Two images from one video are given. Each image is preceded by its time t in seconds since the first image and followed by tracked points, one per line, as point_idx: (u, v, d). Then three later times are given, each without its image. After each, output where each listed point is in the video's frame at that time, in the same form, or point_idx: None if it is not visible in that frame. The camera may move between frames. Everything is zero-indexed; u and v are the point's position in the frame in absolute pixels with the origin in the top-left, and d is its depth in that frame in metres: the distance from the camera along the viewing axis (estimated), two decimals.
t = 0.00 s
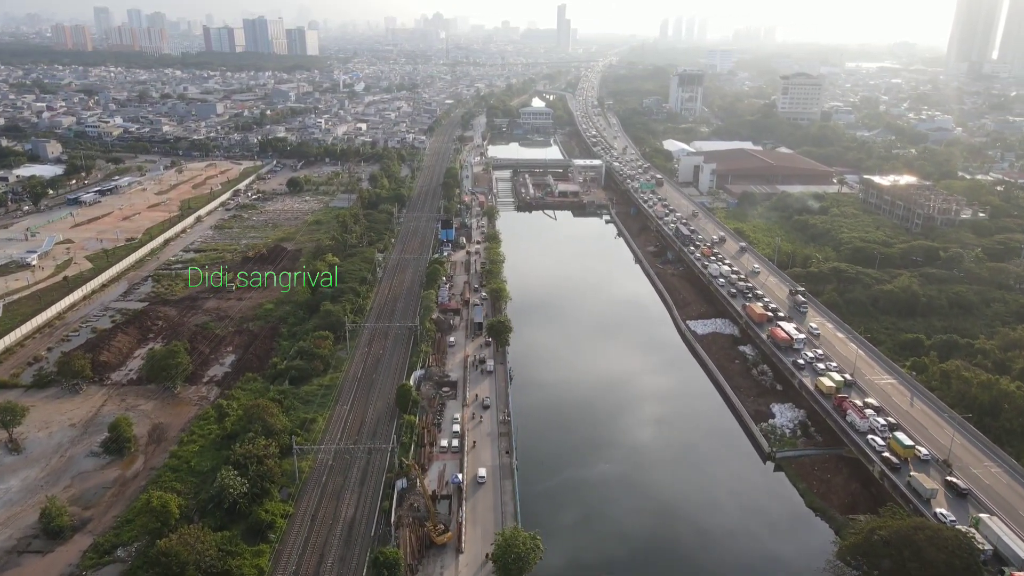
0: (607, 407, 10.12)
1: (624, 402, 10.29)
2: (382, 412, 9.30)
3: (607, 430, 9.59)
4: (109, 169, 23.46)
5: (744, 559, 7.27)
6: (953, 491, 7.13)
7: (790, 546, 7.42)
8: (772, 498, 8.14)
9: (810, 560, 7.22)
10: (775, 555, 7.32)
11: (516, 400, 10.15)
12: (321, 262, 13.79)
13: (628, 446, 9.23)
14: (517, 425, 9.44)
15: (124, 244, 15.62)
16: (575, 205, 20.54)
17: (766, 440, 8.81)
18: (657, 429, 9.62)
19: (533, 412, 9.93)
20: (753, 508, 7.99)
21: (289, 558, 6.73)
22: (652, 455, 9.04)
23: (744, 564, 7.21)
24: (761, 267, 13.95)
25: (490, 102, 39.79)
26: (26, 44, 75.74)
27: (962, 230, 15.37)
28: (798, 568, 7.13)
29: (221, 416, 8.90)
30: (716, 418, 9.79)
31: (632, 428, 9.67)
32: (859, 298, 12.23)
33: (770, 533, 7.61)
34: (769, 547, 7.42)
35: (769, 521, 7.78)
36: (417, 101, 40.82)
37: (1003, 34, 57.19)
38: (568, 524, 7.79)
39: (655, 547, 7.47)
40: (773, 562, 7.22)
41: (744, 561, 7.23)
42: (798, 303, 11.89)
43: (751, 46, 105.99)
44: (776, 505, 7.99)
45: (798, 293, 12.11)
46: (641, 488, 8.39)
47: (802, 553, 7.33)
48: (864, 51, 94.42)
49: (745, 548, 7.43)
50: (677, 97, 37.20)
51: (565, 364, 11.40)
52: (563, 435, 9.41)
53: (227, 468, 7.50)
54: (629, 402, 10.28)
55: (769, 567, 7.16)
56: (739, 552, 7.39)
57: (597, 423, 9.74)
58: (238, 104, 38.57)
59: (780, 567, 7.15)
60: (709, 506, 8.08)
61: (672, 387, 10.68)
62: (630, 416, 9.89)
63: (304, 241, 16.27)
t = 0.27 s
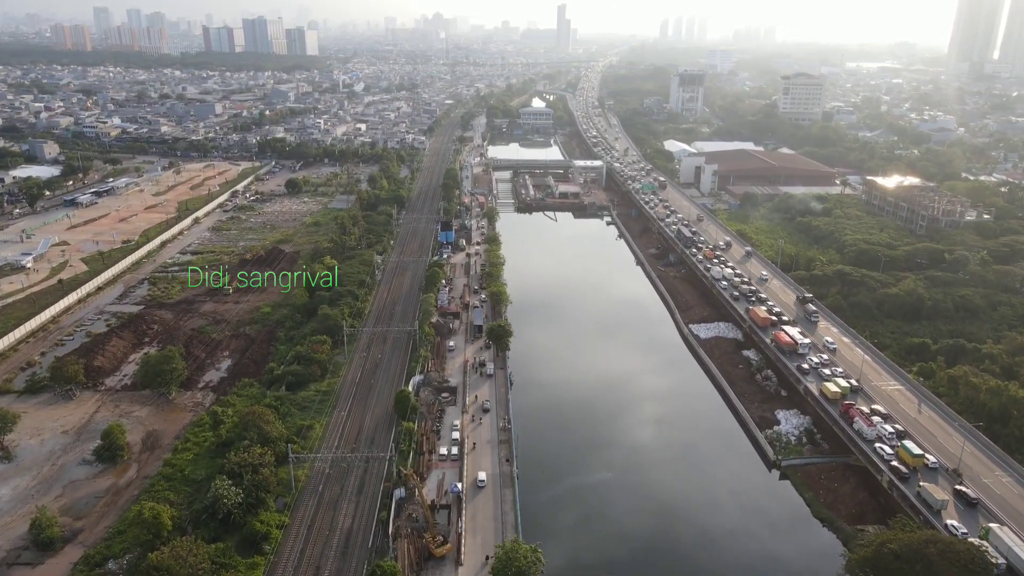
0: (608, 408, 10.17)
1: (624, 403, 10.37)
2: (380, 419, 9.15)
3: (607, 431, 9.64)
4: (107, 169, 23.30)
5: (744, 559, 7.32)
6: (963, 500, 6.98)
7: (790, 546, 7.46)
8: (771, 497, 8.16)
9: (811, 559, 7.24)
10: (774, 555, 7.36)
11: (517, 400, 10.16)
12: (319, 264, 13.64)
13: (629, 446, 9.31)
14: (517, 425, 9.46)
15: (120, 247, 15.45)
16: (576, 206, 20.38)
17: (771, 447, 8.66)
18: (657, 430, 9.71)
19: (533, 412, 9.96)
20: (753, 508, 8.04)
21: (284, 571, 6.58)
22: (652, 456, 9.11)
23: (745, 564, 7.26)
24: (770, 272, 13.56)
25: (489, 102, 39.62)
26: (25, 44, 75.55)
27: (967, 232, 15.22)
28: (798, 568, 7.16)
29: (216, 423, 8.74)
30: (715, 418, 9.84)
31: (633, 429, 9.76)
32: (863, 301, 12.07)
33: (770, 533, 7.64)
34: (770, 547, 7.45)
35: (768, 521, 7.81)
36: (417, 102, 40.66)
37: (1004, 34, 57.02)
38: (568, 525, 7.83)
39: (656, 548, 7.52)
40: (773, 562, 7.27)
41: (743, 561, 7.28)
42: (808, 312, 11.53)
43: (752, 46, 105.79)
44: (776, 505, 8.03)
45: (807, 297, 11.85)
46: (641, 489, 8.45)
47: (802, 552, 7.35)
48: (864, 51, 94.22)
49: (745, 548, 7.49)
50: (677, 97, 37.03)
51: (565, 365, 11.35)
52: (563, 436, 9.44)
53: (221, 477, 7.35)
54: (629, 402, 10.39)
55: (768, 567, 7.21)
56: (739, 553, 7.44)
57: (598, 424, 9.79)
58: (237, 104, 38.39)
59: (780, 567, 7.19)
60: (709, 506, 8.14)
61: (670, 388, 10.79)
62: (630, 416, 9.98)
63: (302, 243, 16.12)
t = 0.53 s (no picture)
0: (608, 409, 10.12)
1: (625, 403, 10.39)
2: (378, 426, 8.99)
3: (606, 432, 9.59)
4: (105, 170, 23.15)
5: (744, 559, 7.27)
6: (973, 510, 6.83)
7: (790, 547, 7.41)
8: (771, 499, 8.12)
9: (812, 560, 7.18)
10: (773, 554, 7.32)
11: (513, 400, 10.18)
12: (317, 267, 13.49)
13: (629, 447, 9.25)
14: (517, 426, 9.41)
15: (117, 249, 15.31)
16: (576, 208, 20.23)
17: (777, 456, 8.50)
18: (657, 430, 9.67)
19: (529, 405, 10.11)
20: (751, 508, 7.99)
21: None
22: (652, 456, 9.07)
23: (744, 564, 7.21)
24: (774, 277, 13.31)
25: (489, 103, 39.46)
26: (25, 44, 75.51)
27: (972, 234, 15.06)
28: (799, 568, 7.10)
29: (211, 431, 8.58)
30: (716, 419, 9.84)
31: (634, 429, 9.74)
32: (868, 305, 11.91)
33: (770, 533, 7.60)
34: (769, 547, 7.42)
35: (768, 520, 7.78)
36: (417, 102, 40.49)
37: (1005, 34, 56.86)
38: (567, 524, 7.79)
39: (655, 547, 7.46)
40: (772, 562, 7.22)
41: (743, 562, 7.23)
42: (819, 321, 11.17)
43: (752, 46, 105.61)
44: (774, 505, 8.01)
45: (817, 303, 11.60)
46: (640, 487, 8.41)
47: (802, 553, 7.30)
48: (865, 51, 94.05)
49: (745, 548, 7.44)
50: (678, 98, 36.86)
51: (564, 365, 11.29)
52: (563, 437, 9.41)
53: (215, 488, 7.20)
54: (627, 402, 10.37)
55: (768, 566, 7.16)
56: (739, 552, 7.39)
57: (597, 425, 9.75)
58: (236, 105, 38.21)
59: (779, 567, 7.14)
60: (707, 505, 8.09)
61: (670, 388, 10.74)
62: (631, 416, 9.94)
63: (300, 246, 15.96)
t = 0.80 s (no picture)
0: (609, 412, 10.27)
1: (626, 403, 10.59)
2: (376, 433, 8.84)
3: (606, 434, 9.71)
4: (102, 171, 23.00)
5: (744, 563, 7.33)
6: (984, 521, 6.68)
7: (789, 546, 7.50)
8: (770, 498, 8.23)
9: (812, 559, 7.24)
10: (771, 553, 7.43)
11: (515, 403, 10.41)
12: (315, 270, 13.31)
13: (629, 448, 9.40)
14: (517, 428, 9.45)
15: (113, 251, 15.15)
16: (577, 209, 20.07)
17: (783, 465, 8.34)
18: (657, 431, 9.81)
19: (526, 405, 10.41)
20: (751, 509, 8.07)
21: None
22: (651, 457, 9.22)
23: (743, 563, 7.33)
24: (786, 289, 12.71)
25: (490, 103, 39.31)
26: (24, 44, 75.37)
27: (977, 237, 14.90)
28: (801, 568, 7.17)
29: (206, 438, 8.42)
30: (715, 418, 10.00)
31: (634, 430, 9.91)
32: (873, 309, 11.76)
33: (770, 534, 7.67)
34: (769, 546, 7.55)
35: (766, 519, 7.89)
36: (417, 102, 40.33)
37: (1007, 34, 56.66)
38: (568, 523, 7.95)
39: (655, 545, 7.60)
40: (773, 562, 7.32)
41: (742, 562, 7.34)
42: (833, 333, 10.70)
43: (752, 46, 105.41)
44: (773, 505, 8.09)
45: (826, 310, 11.33)
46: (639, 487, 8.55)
47: (802, 552, 7.37)
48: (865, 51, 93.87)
49: (744, 547, 7.56)
50: (679, 98, 36.70)
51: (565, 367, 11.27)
52: (563, 438, 9.55)
53: (209, 498, 7.04)
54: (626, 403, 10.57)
55: (767, 565, 7.26)
56: (739, 552, 7.51)
57: (597, 427, 9.90)
58: (235, 105, 38.05)
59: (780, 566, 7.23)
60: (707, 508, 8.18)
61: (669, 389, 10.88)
62: (631, 417, 10.11)
63: (299, 248, 15.81)
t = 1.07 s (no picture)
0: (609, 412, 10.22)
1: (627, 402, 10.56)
2: (374, 441, 8.68)
3: (607, 433, 9.66)
4: (99, 172, 22.83)
5: (745, 563, 7.30)
6: (996, 533, 6.52)
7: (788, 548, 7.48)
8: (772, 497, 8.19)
9: (812, 560, 7.22)
10: (771, 553, 7.40)
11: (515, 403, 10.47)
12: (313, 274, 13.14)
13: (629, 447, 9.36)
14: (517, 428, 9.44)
15: (109, 254, 14.99)
16: (578, 211, 19.90)
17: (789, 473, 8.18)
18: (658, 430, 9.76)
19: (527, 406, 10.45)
20: (751, 508, 8.04)
21: None
22: (652, 456, 9.17)
23: (743, 563, 7.30)
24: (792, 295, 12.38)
25: (490, 103, 39.13)
26: (23, 44, 75.24)
27: (983, 239, 14.74)
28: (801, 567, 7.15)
29: (200, 447, 8.25)
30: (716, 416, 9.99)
31: (634, 430, 9.86)
32: (879, 313, 11.60)
33: (770, 534, 7.64)
34: (769, 546, 7.52)
35: (767, 518, 7.88)
36: (417, 103, 40.18)
37: (1008, 34, 56.49)
38: (567, 522, 7.91)
39: (656, 544, 7.57)
40: (773, 562, 7.28)
41: (743, 562, 7.31)
42: (846, 344, 10.34)
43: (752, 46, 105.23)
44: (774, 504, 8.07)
45: (835, 318, 11.06)
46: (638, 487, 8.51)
47: (803, 552, 7.34)
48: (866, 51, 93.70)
49: (744, 547, 7.52)
50: (680, 98, 36.54)
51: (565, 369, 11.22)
52: (564, 437, 9.50)
53: (202, 509, 6.87)
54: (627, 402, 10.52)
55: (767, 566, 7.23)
56: (740, 552, 7.47)
57: (598, 426, 9.85)
58: (234, 105, 37.89)
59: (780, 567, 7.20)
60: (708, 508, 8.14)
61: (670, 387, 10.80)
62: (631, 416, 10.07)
63: (297, 250, 15.64)
